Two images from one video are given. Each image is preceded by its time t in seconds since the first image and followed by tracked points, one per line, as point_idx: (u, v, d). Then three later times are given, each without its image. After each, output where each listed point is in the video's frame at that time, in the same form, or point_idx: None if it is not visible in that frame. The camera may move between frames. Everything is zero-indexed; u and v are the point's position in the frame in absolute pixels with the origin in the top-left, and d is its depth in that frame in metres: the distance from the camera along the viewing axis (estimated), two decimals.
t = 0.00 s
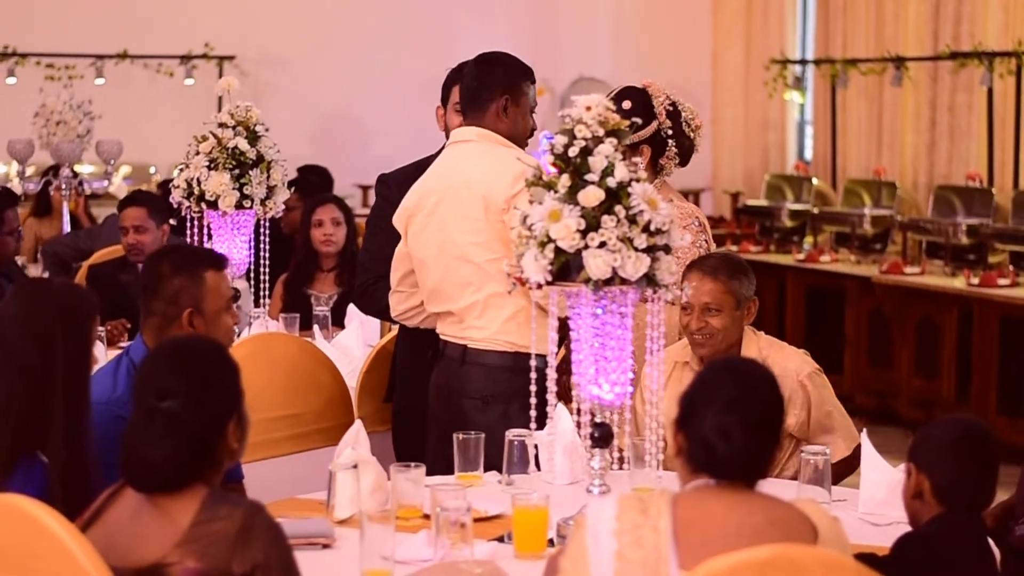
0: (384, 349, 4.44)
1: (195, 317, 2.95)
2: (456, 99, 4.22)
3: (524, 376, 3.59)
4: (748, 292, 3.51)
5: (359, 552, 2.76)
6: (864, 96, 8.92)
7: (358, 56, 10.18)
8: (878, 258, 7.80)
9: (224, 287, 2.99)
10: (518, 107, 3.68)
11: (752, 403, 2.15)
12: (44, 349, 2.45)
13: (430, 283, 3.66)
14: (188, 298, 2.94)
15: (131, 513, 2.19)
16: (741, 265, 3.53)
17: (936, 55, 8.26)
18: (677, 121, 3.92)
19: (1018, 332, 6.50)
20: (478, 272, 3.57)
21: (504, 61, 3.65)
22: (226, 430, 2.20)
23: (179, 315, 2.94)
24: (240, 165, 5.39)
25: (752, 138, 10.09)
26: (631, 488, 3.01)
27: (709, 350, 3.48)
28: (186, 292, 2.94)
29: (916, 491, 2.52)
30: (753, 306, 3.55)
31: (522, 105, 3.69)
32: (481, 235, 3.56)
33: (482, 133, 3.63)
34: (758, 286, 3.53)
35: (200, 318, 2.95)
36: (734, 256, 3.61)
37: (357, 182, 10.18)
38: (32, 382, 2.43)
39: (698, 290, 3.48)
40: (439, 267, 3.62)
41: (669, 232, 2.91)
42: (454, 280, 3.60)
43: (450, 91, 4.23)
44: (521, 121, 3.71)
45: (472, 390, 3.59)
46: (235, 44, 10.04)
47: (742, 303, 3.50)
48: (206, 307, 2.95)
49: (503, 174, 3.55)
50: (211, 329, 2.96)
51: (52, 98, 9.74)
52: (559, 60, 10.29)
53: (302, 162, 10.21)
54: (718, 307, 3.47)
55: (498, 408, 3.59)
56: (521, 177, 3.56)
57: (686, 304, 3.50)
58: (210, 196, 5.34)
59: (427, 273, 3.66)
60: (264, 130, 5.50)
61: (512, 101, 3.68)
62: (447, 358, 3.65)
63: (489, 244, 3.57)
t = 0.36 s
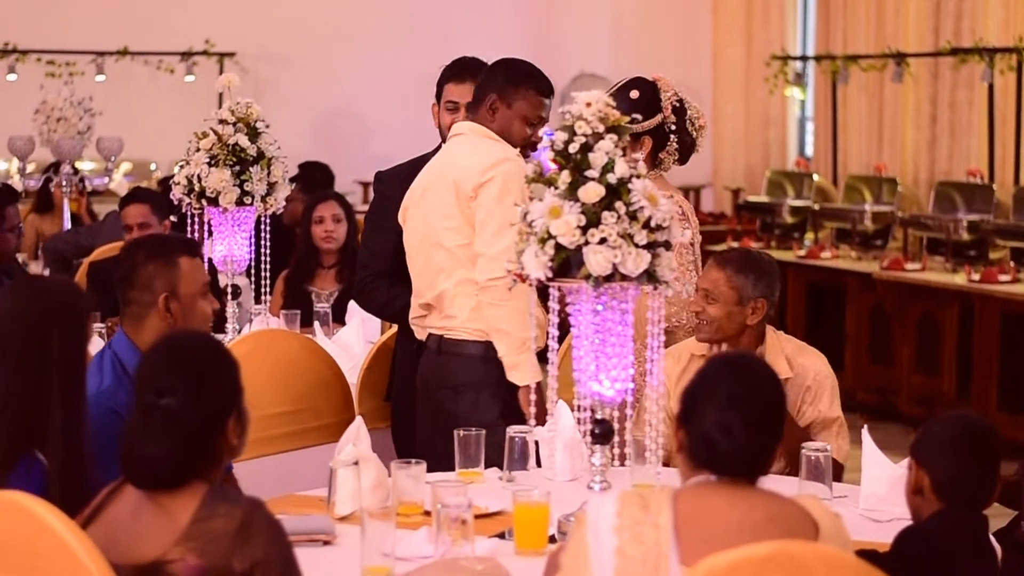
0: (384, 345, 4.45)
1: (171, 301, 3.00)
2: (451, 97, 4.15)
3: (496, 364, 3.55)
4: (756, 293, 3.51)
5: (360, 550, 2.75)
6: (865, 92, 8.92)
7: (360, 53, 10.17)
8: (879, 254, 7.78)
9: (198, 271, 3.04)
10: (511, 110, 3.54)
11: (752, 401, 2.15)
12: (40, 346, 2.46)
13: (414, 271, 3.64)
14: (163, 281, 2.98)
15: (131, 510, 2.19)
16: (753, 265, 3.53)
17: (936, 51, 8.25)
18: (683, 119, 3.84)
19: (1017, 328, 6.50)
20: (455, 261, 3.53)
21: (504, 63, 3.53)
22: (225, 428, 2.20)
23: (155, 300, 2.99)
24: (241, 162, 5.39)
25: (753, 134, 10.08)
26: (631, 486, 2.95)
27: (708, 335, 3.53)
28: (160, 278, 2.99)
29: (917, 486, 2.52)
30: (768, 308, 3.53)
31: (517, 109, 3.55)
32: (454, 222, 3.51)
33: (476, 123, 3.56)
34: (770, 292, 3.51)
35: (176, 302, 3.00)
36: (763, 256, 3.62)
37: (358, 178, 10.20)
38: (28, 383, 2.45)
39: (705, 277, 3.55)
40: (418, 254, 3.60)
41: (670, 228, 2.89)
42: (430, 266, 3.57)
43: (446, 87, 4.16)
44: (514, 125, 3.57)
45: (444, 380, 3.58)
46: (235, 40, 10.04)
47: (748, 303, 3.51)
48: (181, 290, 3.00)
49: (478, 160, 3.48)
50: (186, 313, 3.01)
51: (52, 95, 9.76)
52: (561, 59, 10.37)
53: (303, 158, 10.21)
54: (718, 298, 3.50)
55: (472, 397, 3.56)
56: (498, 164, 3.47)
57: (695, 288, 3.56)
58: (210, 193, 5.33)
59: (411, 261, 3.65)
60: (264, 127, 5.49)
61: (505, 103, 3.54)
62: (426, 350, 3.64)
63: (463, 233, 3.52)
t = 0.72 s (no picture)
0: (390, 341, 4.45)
1: (167, 292, 2.99)
2: (470, 95, 4.01)
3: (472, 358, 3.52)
4: (774, 279, 3.57)
5: (366, 545, 2.75)
6: (872, 87, 8.92)
7: (365, 48, 10.17)
8: (885, 249, 7.79)
9: (197, 265, 3.04)
10: (518, 110, 3.43)
11: (757, 395, 2.15)
12: (48, 340, 2.47)
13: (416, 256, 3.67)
14: (161, 273, 2.98)
15: (138, 505, 2.20)
16: (769, 253, 3.59)
17: (942, 46, 8.25)
18: (677, 115, 3.90)
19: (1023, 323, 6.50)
20: (426, 248, 3.53)
21: (520, 62, 3.41)
22: (230, 422, 2.20)
23: (151, 291, 2.99)
24: (247, 157, 5.40)
25: (759, 128, 10.08)
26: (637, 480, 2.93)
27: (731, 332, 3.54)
28: (159, 268, 2.99)
29: (933, 482, 2.54)
30: (788, 294, 3.58)
31: (525, 110, 3.43)
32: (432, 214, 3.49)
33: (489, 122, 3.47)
34: (788, 277, 3.57)
35: (173, 294, 2.99)
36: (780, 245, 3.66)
37: (364, 173, 10.22)
38: (37, 376, 2.45)
39: (722, 272, 3.61)
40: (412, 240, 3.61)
41: (676, 222, 2.88)
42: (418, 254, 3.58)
43: (464, 84, 4.02)
44: (518, 125, 3.45)
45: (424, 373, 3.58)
46: (241, 35, 10.07)
47: (767, 290, 3.56)
48: (179, 284, 3.00)
49: (461, 156, 3.41)
50: (183, 308, 3.00)
51: (59, 89, 9.82)
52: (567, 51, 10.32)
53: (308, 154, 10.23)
54: (737, 288, 3.57)
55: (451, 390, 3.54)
56: (477, 162, 3.38)
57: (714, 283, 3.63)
58: (217, 187, 5.34)
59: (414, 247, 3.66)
60: (270, 122, 5.53)
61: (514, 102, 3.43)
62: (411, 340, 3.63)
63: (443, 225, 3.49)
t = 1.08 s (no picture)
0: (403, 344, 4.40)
1: (184, 294, 2.98)
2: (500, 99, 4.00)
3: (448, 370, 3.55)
4: (790, 272, 3.57)
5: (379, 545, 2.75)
6: (885, 87, 8.90)
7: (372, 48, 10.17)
8: (899, 248, 7.82)
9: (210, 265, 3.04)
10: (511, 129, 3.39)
11: (771, 394, 2.15)
12: (62, 339, 2.47)
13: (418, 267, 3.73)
14: (177, 274, 2.97)
15: (151, 503, 2.20)
16: (778, 247, 3.59)
17: (956, 45, 8.24)
18: (678, 114, 4.01)
19: None
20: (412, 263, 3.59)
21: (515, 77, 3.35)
22: (244, 419, 2.20)
23: (169, 291, 2.98)
24: (260, 156, 5.40)
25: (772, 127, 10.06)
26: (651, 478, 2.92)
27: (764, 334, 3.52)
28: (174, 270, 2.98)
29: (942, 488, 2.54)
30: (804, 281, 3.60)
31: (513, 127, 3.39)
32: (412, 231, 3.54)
33: (474, 140, 3.47)
34: (802, 265, 3.59)
35: (189, 296, 2.98)
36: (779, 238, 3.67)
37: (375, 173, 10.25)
38: (49, 375, 2.46)
39: (739, 277, 3.59)
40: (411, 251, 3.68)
41: (689, 221, 2.88)
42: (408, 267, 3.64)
43: (494, 88, 4.00)
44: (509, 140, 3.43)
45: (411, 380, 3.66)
46: (252, 34, 10.20)
47: (786, 284, 3.56)
48: (194, 285, 2.99)
49: (436, 175, 3.44)
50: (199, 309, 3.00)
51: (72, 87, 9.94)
52: (579, 53, 10.38)
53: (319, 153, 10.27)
54: (760, 288, 3.55)
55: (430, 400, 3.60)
56: (446, 185, 3.41)
57: (732, 290, 3.61)
58: (229, 186, 5.34)
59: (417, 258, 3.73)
60: (283, 120, 5.51)
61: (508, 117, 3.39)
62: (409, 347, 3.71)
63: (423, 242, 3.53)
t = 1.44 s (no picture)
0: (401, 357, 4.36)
1: (191, 296, 2.92)
2: (508, 103, 4.02)
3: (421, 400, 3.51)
4: (800, 271, 3.59)
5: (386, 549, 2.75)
6: (891, 91, 8.89)
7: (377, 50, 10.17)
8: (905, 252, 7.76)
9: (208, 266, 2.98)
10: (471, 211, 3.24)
11: (776, 397, 2.15)
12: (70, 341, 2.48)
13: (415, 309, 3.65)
14: (184, 275, 2.90)
15: (158, 506, 2.21)
16: (787, 247, 3.61)
17: (962, 49, 8.24)
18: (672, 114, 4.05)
19: None
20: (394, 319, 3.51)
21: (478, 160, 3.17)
22: (250, 422, 2.20)
23: (177, 294, 2.90)
24: (266, 160, 5.39)
25: (778, 130, 10.05)
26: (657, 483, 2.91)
27: (776, 334, 3.52)
28: (180, 273, 2.90)
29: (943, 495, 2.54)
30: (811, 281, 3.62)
31: (473, 207, 3.24)
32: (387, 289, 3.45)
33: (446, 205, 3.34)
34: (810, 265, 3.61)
35: (196, 295, 2.92)
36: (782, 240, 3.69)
37: (382, 176, 10.28)
38: (57, 378, 2.47)
39: (749, 277, 3.59)
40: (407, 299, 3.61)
41: (696, 225, 2.88)
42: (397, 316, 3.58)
43: (502, 93, 4.02)
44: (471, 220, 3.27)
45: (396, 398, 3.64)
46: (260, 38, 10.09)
47: (796, 284, 3.58)
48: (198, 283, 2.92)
49: (395, 241, 3.31)
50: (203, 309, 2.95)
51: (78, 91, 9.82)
52: (585, 54, 10.38)
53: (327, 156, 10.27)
54: (772, 287, 3.55)
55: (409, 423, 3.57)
56: (397, 254, 3.29)
57: (741, 292, 3.61)
58: (236, 190, 5.34)
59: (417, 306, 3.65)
60: (290, 124, 5.49)
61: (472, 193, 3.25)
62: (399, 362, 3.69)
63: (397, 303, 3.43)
